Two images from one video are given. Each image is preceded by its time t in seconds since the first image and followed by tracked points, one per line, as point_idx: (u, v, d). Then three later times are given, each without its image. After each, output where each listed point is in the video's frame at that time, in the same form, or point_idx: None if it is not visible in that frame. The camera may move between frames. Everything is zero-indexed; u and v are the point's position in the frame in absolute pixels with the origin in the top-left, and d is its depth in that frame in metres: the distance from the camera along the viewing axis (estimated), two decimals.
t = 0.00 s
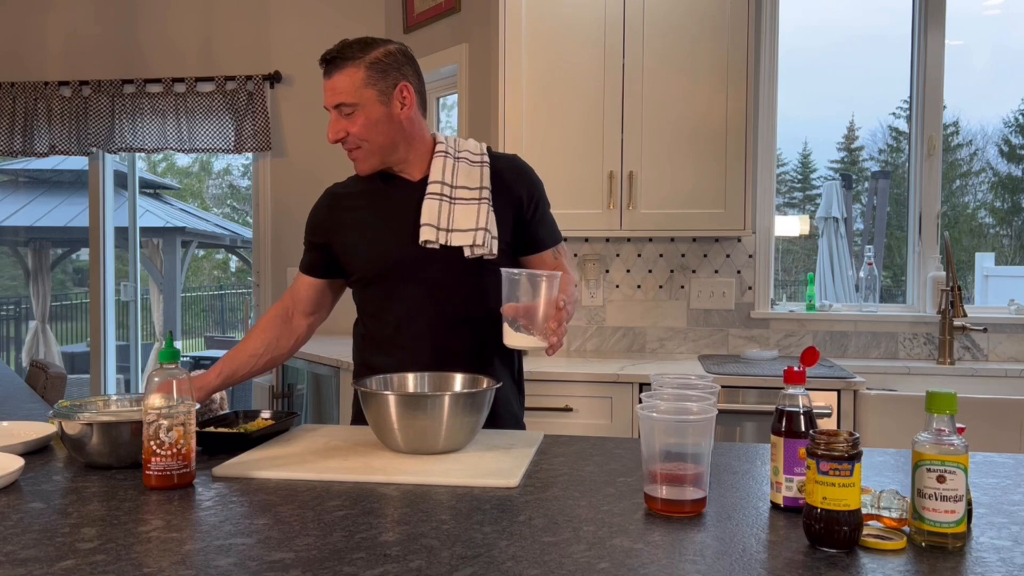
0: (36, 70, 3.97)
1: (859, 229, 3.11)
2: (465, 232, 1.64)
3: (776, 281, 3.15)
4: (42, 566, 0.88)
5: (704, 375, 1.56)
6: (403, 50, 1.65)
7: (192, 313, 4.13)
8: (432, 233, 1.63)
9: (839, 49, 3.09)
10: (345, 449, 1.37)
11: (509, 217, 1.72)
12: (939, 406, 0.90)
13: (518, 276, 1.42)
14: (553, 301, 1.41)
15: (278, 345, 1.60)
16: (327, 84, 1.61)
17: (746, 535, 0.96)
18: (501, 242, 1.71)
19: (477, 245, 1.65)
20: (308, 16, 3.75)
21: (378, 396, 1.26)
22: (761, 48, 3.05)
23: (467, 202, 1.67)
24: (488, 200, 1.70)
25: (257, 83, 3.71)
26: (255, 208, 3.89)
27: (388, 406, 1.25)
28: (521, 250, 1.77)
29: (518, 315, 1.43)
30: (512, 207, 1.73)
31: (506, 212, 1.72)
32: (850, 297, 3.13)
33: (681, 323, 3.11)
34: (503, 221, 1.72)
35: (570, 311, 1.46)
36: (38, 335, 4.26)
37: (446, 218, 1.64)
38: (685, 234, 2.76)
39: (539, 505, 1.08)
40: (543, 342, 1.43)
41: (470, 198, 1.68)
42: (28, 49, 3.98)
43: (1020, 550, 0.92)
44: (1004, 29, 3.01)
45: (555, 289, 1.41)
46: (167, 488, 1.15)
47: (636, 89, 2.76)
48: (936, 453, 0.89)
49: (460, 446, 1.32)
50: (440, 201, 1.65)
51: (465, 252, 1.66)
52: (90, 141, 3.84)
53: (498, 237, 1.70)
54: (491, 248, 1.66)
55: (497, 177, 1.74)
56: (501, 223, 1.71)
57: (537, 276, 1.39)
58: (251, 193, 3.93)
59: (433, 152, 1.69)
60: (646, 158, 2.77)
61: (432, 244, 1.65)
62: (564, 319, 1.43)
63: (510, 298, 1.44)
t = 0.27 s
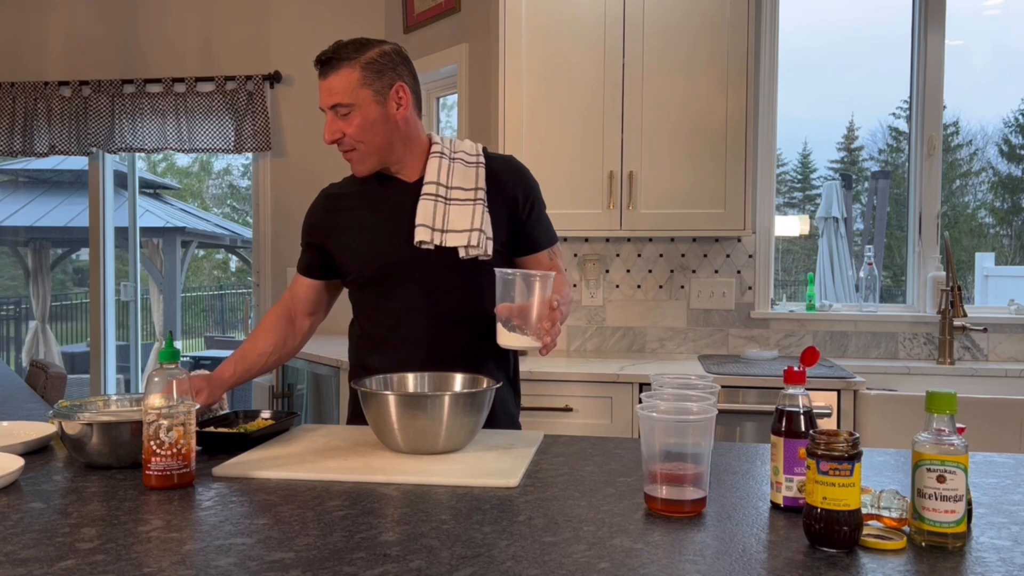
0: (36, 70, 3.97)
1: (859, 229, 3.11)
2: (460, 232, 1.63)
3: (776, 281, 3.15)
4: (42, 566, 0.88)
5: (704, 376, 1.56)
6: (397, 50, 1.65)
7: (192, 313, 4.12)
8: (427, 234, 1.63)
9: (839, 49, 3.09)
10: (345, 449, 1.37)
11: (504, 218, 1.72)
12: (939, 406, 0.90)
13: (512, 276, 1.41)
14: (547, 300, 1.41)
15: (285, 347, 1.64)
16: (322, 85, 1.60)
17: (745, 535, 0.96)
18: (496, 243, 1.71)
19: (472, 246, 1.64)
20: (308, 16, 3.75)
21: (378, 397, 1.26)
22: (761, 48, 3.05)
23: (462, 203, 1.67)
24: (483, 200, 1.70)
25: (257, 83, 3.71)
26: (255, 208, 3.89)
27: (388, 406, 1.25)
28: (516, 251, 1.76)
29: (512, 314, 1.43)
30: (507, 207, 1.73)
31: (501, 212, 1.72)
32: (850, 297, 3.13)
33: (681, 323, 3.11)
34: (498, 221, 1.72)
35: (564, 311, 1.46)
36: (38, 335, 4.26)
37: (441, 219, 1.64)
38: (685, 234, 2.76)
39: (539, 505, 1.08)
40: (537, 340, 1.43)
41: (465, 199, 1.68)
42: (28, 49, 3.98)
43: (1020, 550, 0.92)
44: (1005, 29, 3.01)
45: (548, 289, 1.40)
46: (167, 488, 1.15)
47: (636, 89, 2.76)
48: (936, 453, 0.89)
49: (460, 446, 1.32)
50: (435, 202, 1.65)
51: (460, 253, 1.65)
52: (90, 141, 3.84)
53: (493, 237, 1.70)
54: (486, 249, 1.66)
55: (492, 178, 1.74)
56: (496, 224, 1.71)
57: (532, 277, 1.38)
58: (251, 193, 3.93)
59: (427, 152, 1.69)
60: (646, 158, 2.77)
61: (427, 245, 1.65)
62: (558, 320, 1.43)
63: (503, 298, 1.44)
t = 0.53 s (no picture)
0: (36, 70, 3.97)
1: (859, 229, 3.11)
2: (460, 232, 1.63)
3: (776, 281, 3.15)
4: (42, 566, 0.88)
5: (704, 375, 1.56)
6: (404, 49, 1.64)
7: (192, 313, 4.12)
8: (427, 234, 1.63)
9: (839, 49, 3.09)
10: (345, 449, 1.36)
11: (505, 219, 1.72)
12: (939, 406, 0.90)
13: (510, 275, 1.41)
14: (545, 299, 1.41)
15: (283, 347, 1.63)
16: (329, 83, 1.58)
17: (746, 535, 0.96)
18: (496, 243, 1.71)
19: (472, 247, 1.64)
20: (308, 16, 3.75)
21: (378, 397, 1.26)
22: (761, 47, 3.05)
23: (463, 204, 1.66)
24: (484, 202, 1.70)
25: (257, 83, 3.71)
26: (255, 208, 3.89)
27: (388, 406, 1.25)
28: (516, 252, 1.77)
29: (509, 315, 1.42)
30: (508, 208, 1.73)
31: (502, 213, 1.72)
32: (850, 297, 3.13)
33: (681, 323, 3.11)
34: (498, 222, 1.72)
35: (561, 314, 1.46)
36: (38, 335, 4.26)
37: (442, 220, 1.63)
38: (685, 234, 2.76)
39: (539, 505, 1.08)
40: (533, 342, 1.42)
41: (466, 200, 1.68)
42: (28, 49, 3.98)
43: (1020, 550, 0.92)
44: (1005, 29, 3.01)
45: (547, 289, 1.41)
46: (167, 488, 1.15)
47: (636, 89, 2.76)
48: (936, 453, 0.89)
49: (460, 446, 1.32)
50: (436, 202, 1.65)
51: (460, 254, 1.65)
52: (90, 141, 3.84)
53: (494, 239, 1.70)
54: (485, 251, 1.66)
55: (493, 179, 1.74)
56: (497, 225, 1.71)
57: (530, 276, 1.39)
58: (251, 193, 3.93)
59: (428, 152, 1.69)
60: (646, 158, 2.77)
61: (427, 245, 1.64)
62: (555, 321, 1.43)
63: (501, 297, 1.43)
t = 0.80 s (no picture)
0: (36, 70, 3.97)
1: (859, 229, 3.11)
2: (464, 233, 1.63)
3: (776, 281, 3.15)
4: (42, 566, 0.88)
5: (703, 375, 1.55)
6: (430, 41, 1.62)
7: (192, 313, 4.13)
8: (432, 233, 1.62)
9: (838, 49, 3.09)
10: (346, 449, 1.36)
11: (511, 221, 1.72)
12: (939, 406, 0.90)
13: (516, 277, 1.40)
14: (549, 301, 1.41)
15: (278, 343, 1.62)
16: (373, 76, 1.51)
17: (745, 535, 0.96)
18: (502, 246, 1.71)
19: (476, 248, 1.63)
20: (308, 15, 3.75)
21: (378, 397, 1.26)
22: (761, 47, 3.05)
23: (468, 205, 1.66)
24: (489, 203, 1.69)
25: (257, 83, 3.71)
26: (255, 208, 3.88)
27: (388, 406, 1.25)
28: (523, 253, 1.77)
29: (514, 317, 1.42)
30: (515, 209, 1.73)
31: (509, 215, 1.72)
32: (850, 298, 3.13)
33: (681, 323, 3.11)
34: (505, 225, 1.72)
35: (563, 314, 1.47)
36: (38, 335, 4.26)
37: (447, 219, 1.63)
38: (685, 234, 2.76)
39: (539, 505, 1.08)
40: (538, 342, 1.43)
41: (472, 200, 1.67)
42: (28, 48, 3.98)
43: (1020, 550, 0.92)
44: (1005, 29, 3.01)
45: (552, 291, 1.41)
46: (167, 488, 1.15)
47: (636, 89, 2.76)
48: (936, 453, 0.89)
49: (460, 446, 1.32)
50: (443, 202, 1.65)
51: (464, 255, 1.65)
52: (90, 141, 3.84)
53: (499, 241, 1.70)
54: (490, 252, 1.65)
55: (500, 180, 1.74)
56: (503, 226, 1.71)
57: (535, 277, 1.38)
58: (251, 193, 3.93)
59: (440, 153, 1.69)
60: (646, 158, 2.77)
61: (432, 244, 1.64)
62: (559, 321, 1.44)
63: (506, 299, 1.43)
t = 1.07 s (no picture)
0: (36, 70, 3.97)
1: (859, 229, 3.11)
2: (481, 237, 1.63)
3: (776, 280, 3.15)
4: (42, 566, 0.88)
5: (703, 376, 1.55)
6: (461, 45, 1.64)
7: (192, 313, 4.12)
8: (449, 234, 1.62)
9: (838, 49, 3.09)
10: (345, 449, 1.36)
11: (526, 228, 1.71)
12: (939, 406, 0.90)
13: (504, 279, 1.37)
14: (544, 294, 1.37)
15: (300, 324, 1.69)
16: (414, 76, 1.51)
17: (746, 535, 0.96)
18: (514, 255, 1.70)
19: (492, 253, 1.64)
20: (308, 15, 3.75)
21: (378, 397, 1.26)
22: (761, 47, 3.05)
23: (487, 209, 1.65)
24: (508, 209, 1.68)
25: (257, 83, 3.71)
26: (255, 208, 3.88)
27: (388, 406, 1.25)
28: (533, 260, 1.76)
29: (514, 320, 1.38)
30: (532, 217, 1.72)
31: (525, 222, 1.71)
32: (850, 297, 3.13)
33: (681, 323, 3.11)
34: (520, 232, 1.71)
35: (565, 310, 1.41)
36: (38, 335, 4.26)
37: (464, 221, 1.63)
38: (685, 234, 2.76)
39: (539, 505, 1.08)
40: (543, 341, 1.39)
41: (491, 205, 1.66)
42: (28, 48, 3.98)
43: (1020, 550, 0.92)
44: (1004, 29, 3.01)
45: (541, 284, 1.37)
46: (167, 488, 1.15)
47: (636, 89, 2.76)
48: (936, 453, 0.89)
49: (460, 446, 1.32)
50: (461, 203, 1.64)
51: (479, 258, 1.64)
52: (90, 141, 3.84)
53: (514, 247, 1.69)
54: (505, 258, 1.65)
55: (521, 186, 1.72)
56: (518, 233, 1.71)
57: (520, 274, 1.36)
58: (251, 193, 3.93)
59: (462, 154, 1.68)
60: (646, 158, 2.77)
61: (447, 245, 1.63)
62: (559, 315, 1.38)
63: (501, 303, 1.39)
